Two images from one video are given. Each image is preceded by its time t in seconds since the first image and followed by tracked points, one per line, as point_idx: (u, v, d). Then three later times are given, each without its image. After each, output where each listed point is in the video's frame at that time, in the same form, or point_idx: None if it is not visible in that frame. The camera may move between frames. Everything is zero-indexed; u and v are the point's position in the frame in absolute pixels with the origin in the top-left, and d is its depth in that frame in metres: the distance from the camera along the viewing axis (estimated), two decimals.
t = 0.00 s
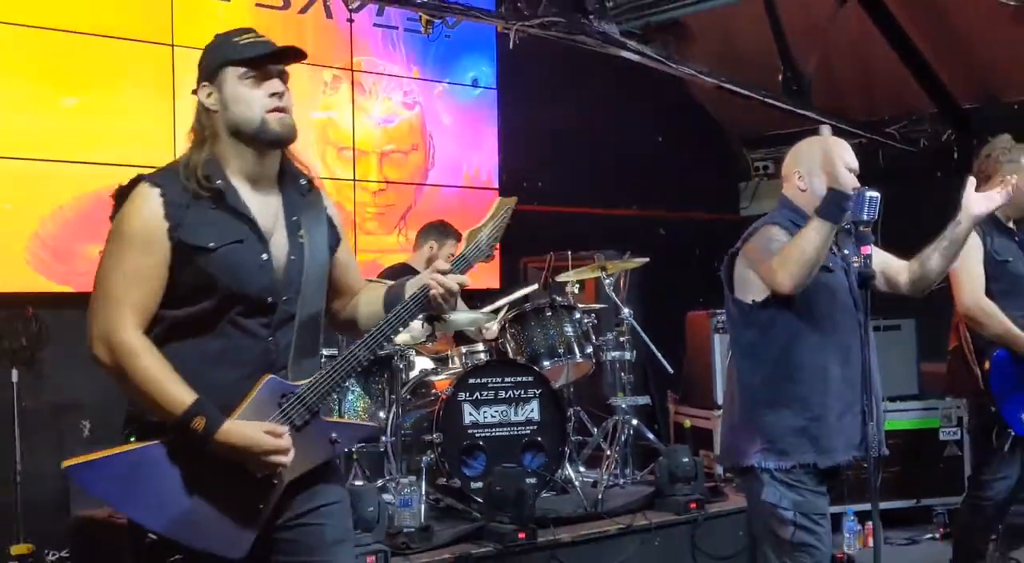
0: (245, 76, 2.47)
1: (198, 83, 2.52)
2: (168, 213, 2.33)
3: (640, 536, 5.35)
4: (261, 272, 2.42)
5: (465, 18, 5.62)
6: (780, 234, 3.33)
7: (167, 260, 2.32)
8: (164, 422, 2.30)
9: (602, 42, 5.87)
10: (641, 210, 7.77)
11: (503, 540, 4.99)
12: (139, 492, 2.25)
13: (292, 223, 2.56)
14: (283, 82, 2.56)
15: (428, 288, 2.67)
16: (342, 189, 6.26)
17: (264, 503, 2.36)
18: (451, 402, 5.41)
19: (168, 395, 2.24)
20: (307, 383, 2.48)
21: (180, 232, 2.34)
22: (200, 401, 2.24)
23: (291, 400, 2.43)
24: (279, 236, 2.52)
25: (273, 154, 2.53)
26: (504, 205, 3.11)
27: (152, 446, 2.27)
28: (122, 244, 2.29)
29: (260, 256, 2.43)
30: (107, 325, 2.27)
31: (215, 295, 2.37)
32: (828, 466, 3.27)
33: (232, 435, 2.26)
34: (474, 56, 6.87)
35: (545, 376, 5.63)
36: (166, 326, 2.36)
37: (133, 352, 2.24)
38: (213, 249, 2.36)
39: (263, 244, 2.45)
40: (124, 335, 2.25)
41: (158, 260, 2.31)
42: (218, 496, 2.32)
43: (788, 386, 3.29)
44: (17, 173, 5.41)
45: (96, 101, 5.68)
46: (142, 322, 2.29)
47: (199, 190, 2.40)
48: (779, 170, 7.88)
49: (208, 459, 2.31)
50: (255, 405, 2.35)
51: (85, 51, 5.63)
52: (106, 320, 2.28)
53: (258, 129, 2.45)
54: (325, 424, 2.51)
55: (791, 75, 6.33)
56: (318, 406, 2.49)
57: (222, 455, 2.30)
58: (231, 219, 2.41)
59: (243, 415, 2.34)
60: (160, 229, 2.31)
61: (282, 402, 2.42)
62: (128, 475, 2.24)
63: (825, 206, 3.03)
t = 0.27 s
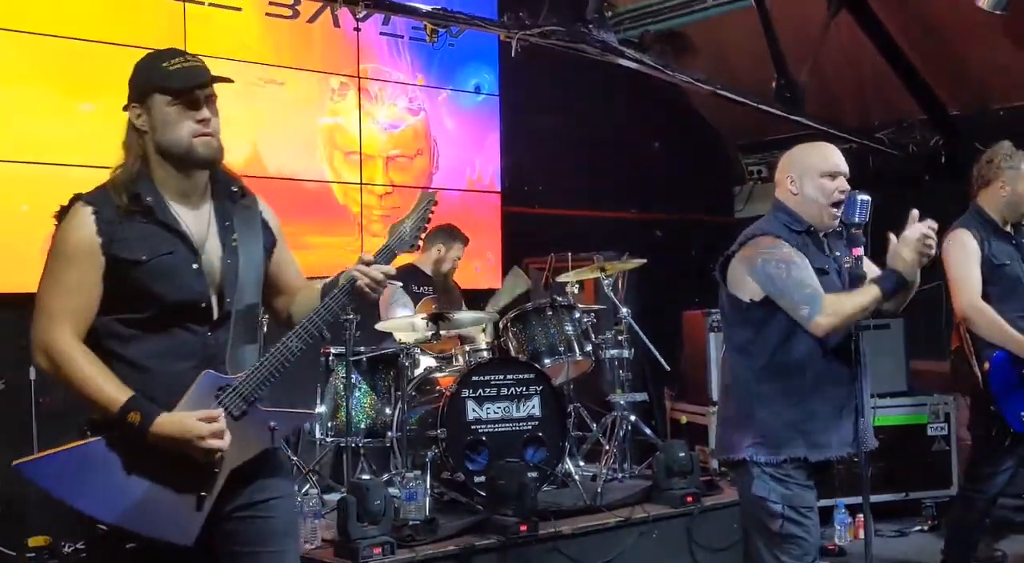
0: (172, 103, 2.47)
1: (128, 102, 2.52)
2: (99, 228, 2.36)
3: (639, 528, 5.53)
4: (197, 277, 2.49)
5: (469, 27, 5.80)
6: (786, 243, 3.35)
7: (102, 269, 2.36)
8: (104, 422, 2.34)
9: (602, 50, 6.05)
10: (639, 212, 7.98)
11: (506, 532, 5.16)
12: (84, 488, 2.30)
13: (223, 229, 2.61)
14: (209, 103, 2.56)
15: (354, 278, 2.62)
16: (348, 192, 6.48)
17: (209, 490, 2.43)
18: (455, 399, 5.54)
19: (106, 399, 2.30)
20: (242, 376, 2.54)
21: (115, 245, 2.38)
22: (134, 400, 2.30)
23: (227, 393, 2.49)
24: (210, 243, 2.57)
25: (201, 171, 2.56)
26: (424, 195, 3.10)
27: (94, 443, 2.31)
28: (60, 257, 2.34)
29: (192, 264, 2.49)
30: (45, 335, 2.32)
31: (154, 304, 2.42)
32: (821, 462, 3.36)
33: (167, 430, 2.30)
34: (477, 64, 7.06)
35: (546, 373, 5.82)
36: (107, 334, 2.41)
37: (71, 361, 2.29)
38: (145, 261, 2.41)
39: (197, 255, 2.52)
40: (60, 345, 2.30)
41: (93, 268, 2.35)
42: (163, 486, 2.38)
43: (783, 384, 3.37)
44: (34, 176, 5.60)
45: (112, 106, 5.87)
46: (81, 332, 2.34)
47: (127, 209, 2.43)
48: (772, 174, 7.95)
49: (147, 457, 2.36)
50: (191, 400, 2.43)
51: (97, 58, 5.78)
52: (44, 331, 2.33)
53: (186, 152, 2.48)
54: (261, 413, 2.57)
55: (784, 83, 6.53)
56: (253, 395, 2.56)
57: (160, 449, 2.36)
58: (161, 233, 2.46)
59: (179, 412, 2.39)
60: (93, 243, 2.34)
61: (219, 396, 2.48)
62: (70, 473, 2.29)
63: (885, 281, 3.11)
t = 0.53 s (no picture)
0: (144, 99, 2.57)
1: (100, 100, 2.61)
2: (72, 230, 2.45)
3: (638, 527, 5.61)
4: (167, 272, 2.55)
5: (470, 31, 5.88)
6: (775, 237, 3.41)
7: (77, 269, 2.45)
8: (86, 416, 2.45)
9: (602, 55, 6.14)
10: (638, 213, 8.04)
11: (507, 531, 5.23)
12: (70, 478, 2.41)
13: (195, 221, 2.67)
14: (180, 100, 2.66)
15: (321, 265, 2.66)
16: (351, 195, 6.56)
17: (191, 473, 2.51)
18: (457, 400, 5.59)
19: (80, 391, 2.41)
20: (216, 359, 2.56)
21: (87, 247, 2.45)
22: (109, 390, 2.40)
23: (202, 377, 2.53)
24: (183, 234, 2.65)
25: (171, 165, 2.65)
26: (384, 166, 3.01)
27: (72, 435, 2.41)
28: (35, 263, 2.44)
29: (163, 259, 2.56)
30: (27, 341, 2.42)
31: (128, 301, 2.50)
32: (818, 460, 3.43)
33: (139, 417, 2.39)
34: (478, 69, 7.14)
35: (547, 373, 5.89)
36: (87, 332, 2.51)
37: (51, 360, 2.40)
38: (118, 260, 2.49)
39: (165, 248, 2.57)
40: (41, 348, 2.40)
41: (67, 269, 2.44)
42: (146, 472, 2.47)
43: (780, 384, 3.43)
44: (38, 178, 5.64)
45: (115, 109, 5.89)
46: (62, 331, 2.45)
47: (99, 208, 2.52)
48: (770, 178, 8.13)
49: (127, 446, 2.46)
50: (167, 387, 2.50)
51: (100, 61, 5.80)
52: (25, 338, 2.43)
53: (158, 146, 2.56)
54: (238, 396, 2.58)
55: (781, 88, 6.64)
56: (225, 380, 2.57)
57: (137, 436, 2.45)
58: (131, 231, 2.53)
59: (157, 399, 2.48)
60: (66, 244, 2.44)
61: (193, 382, 2.53)
62: (56, 465, 2.40)
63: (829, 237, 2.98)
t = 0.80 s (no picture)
0: (168, 119, 2.82)
1: (129, 121, 2.87)
2: (101, 236, 2.73)
3: (625, 517, 6.03)
4: (187, 274, 2.81)
5: (469, 55, 6.30)
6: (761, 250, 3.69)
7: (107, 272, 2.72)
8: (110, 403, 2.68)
9: (591, 77, 6.59)
10: (624, 227, 8.50)
11: (504, 521, 5.62)
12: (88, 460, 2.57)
13: (213, 228, 2.93)
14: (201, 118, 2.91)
15: (312, 271, 2.96)
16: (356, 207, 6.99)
17: (204, 454, 2.68)
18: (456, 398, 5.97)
19: (105, 379, 2.66)
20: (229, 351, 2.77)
21: (116, 250, 2.73)
22: (127, 378, 2.63)
23: (216, 366, 2.74)
24: (202, 238, 2.90)
25: (194, 177, 2.91)
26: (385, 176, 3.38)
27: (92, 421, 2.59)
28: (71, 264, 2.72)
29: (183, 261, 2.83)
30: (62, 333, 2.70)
31: (150, 299, 2.75)
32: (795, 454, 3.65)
33: (154, 398, 2.60)
34: (475, 90, 7.62)
35: (540, 373, 6.30)
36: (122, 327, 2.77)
37: (80, 350, 2.67)
38: (142, 262, 2.75)
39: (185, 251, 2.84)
40: (73, 340, 2.68)
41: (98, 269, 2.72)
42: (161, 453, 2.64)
43: (760, 381, 3.67)
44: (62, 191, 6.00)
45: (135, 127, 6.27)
46: (94, 328, 2.71)
47: (128, 216, 2.79)
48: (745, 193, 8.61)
49: (149, 429, 2.64)
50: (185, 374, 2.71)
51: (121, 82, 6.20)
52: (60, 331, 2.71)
53: (181, 161, 2.83)
54: (248, 384, 2.79)
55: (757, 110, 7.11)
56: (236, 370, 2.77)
57: (155, 419, 2.64)
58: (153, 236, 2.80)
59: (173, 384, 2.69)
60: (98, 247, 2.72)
61: (208, 370, 2.74)
62: (77, 446, 2.57)
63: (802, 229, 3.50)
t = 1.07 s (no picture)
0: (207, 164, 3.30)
1: (174, 162, 3.37)
2: (141, 265, 3.23)
3: (602, 519, 6.42)
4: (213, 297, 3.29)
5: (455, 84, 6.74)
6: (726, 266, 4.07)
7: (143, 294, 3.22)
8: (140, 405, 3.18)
9: (570, 106, 7.09)
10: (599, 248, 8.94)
11: (488, 522, 5.97)
12: (127, 448, 3.12)
13: (241, 258, 3.40)
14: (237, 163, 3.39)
15: (324, 298, 3.38)
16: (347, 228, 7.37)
17: (215, 455, 3.13)
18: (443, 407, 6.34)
19: (134, 384, 3.13)
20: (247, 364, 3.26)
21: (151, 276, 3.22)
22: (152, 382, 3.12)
23: (234, 376, 3.22)
24: (232, 268, 3.39)
25: (227, 216, 3.40)
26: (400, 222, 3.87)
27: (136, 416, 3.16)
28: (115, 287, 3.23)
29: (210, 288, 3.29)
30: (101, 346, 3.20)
31: (180, 319, 3.23)
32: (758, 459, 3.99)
33: (175, 403, 3.09)
34: (461, 119, 8.08)
35: (521, 384, 6.71)
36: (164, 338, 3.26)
37: (112, 360, 3.15)
38: (174, 287, 3.23)
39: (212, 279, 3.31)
40: (108, 352, 3.17)
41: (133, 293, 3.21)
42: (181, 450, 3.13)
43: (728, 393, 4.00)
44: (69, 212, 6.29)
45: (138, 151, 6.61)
46: (126, 342, 3.19)
47: (166, 248, 3.28)
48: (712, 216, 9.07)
49: (170, 425, 3.15)
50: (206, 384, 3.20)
51: (126, 107, 6.54)
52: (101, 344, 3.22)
53: (219, 202, 3.31)
54: (261, 393, 3.25)
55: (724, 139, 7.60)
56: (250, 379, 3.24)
57: (177, 421, 3.15)
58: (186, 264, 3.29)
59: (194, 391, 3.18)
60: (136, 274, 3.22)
61: (226, 380, 3.21)
62: (120, 438, 3.14)
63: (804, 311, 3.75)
